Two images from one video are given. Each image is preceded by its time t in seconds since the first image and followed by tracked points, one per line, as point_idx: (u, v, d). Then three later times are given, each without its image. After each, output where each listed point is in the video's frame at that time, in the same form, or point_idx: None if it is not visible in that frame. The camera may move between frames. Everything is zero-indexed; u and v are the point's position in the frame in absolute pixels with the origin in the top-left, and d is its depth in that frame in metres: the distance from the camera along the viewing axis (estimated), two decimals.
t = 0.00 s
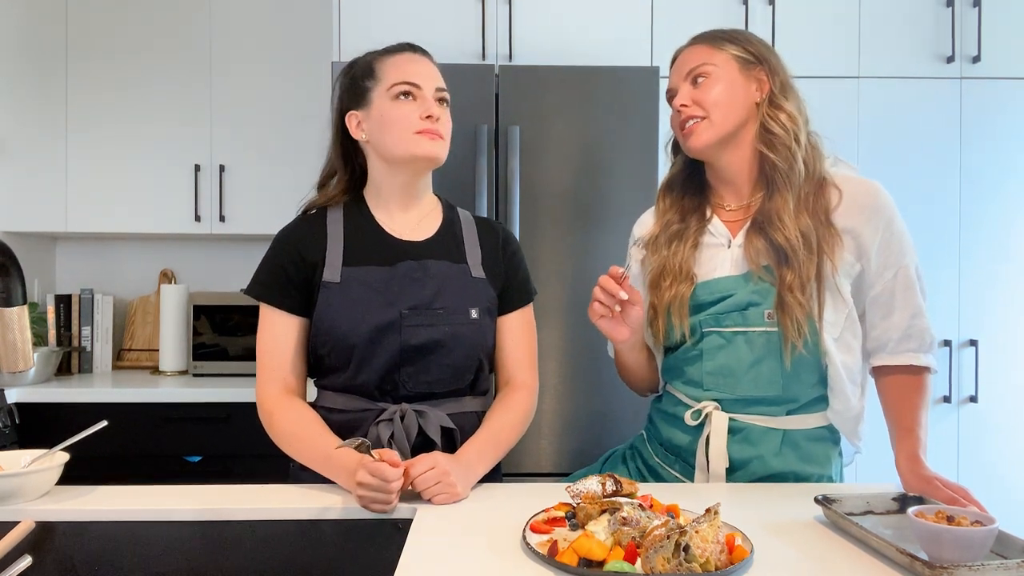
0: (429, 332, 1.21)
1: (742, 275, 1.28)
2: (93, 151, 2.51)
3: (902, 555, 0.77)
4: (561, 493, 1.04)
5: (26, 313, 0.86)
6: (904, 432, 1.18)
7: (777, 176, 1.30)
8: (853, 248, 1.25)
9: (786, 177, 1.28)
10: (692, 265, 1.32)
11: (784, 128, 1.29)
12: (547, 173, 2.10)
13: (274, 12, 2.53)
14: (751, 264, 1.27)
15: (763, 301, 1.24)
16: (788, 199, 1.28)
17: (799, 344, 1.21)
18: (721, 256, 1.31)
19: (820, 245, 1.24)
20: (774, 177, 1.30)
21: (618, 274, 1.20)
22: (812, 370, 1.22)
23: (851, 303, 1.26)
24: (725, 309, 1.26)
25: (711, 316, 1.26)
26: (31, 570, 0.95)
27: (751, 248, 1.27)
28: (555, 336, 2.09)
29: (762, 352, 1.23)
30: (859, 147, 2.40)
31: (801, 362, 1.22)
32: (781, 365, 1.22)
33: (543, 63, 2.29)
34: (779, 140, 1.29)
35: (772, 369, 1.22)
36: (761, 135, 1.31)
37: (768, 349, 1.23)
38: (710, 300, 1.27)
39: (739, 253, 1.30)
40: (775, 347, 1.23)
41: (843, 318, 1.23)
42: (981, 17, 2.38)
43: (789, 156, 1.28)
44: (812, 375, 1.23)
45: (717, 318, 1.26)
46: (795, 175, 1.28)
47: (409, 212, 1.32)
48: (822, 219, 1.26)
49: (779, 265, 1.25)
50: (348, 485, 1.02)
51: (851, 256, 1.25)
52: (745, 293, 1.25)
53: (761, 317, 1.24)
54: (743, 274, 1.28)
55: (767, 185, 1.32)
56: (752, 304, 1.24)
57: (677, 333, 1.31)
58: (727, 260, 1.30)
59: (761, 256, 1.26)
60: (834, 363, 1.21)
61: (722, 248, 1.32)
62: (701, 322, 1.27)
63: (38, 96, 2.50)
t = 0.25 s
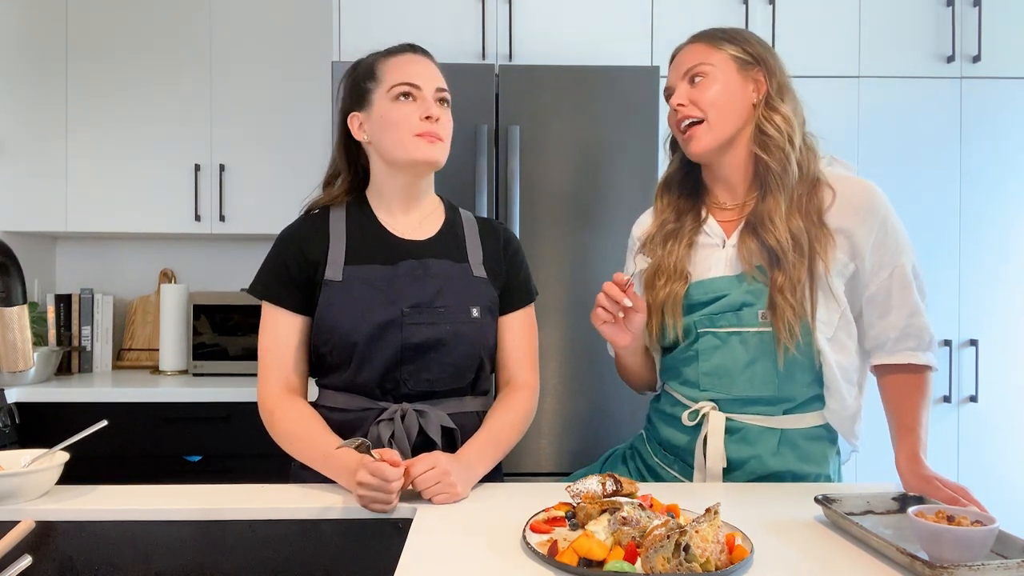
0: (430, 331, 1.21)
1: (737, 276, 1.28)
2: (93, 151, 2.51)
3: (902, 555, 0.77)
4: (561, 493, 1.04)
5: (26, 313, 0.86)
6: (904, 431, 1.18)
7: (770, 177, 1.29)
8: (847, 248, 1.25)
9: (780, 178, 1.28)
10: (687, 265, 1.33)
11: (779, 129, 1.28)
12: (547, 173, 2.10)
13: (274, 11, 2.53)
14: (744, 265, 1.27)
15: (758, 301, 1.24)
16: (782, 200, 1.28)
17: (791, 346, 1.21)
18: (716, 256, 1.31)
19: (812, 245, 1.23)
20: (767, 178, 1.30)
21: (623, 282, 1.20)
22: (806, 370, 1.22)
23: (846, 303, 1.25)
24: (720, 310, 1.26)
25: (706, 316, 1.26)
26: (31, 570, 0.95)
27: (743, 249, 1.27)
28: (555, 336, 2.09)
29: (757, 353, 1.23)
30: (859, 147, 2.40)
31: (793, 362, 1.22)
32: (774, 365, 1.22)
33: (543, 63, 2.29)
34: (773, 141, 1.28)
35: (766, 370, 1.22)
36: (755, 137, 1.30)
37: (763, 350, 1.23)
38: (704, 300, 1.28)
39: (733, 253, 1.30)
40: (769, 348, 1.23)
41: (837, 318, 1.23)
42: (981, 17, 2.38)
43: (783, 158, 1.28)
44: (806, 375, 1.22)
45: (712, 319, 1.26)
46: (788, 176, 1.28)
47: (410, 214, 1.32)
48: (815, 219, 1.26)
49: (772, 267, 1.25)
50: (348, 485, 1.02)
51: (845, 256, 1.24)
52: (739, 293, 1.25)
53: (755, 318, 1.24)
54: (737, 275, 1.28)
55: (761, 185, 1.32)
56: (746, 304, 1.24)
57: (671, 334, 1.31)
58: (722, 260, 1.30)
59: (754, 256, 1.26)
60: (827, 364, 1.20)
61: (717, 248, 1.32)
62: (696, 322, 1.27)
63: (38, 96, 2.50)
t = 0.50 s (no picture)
0: (428, 328, 1.21)
1: (734, 275, 1.28)
2: (93, 151, 2.51)
3: (902, 555, 0.77)
4: (561, 493, 1.04)
5: (26, 313, 0.86)
6: (903, 431, 1.18)
7: (770, 177, 1.29)
8: (845, 247, 1.24)
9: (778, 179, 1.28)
10: (685, 264, 1.33)
11: (778, 129, 1.28)
12: (547, 173, 2.10)
13: (274, 11, 2.53)
14: (742, 265, 1.28)
15: (755, 300, 1.24)
16: (781, 200, 1.28)
17: (789, 346, 1.21)
18: (714, 256, 1.31)
19: (810, 245, 1.24)
20: (767, 178, 1.30)
21: (629, 290, 1.21)
22: (803, 370, 1.22)
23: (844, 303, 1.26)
24: (717, 309, 1.26)
25: (703, 315, 1.26)
26: (31, 570, 0.95)
27: (741, 249, 1.27)
28: (555, 336, 2.09)
29: (754, 352, 1.23)
30: (859, 147, 2.40)
31: (790, 362, 1.22)
32: (770, 365, 1.22)
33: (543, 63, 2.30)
34: (773, 141, 1.29)
35: (763, 369, 1.22)
36: (755, 138, 1.31)
37: (760, 349, 1.23)
38: (701, 299, 1.28)
39: (732, 253, 1.30)
40: (765, 347, 1.23)
41: (835, 317, 1.23)
42: (981, 17, 2.38)
43: (783, 158, 1.28)
44: (802, 375, 1.22)
45: (710, 318, 1.26)
46: (787, 176, 1.28)
47: (408, 215, 1.32)
48: (813, 220, 1.26)
49: (770, 267, 1.25)
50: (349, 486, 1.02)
51: (843, 256, 1.24)
52: (736, 293, 1.25)
53: (752, 317, 1.24)
54: (735, 275, 1.28)
55: (760, 186, 1.32)
56: (743, 304, 1.25)
57: (668, 334, 1.32)
58: (720, 260, 1.30)
59: (753, 256, 1.26)
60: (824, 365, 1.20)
61: (716, 248, 1.32)
62: (693, 322, 1.27)
63: (38, 96, 2.50)
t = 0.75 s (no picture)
0: (427, 329, 1.21)
1: (733, 275, 1.28)
2: (94, 151, 2.52)
3: (902, 555, 0.77)
4: (561, 493, 1.04)
5: (26, 313, 0.86)
6: (903, 431, 1.18)
7: (767, 178, 1.29)
8: (843, 247, 1.24)
9: (775, 180, 1.28)
10: (683, 264, 1.33)
11: (774, 129, 1.29)
12: (547, 173, 2.10)
13: (274, 11, 2.53)
14: (740, 265, 1.28)
15: (753, 300, 1.24)
16: (778, 201, 1.28)
17: (787, 346, 1.21)
18: (713, 256, 1.31)
19: (808, 245, 1.24)
20: (764, 178, 1.30)
21: (628, 290, 1.21)
22: (801, 370, 1.22)
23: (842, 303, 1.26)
24: (715, 309, 1.26)
25: (702, 316, 1.26)
26: (31, 570, 0.95)
27: (739, 249, 1.27)
28: (555, 336, 2.09)
29: (752, 352, 1.23)
30: (859, 147, 2.40)
31: (789, 361, 1.22)
32: (768, 365, 1.22)
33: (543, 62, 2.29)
34: (770, 141, 1.29)
35: (760, 369, 1.22)
36: (752, 137, 1.31)
37: (759, 349, 1.23)
38: (699, 299, 1.28)
39: (730, 253, 1.30)
40: (762, 348, 1.23)
41: (833, 317, 1.23)
42: (981, 17, 2.38)
43: (780, 158, 1.28)
44: (801, 375, 1.22)
45: (708, 318, 1.26)
46: (784, 177, 1.28)
47: (407, 213, 1.32)
48: (811, 220, 1.25)
49: (767, 267, 1.25)
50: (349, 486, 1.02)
51: (841, 256, 1.24)
52: (734, 292, 1.25)
53: (751, 317, 1.24)
54: (733, 275, 1.28)
55: (757, 186, 1.32)
56: (742, 304, 1.24)
57: (666, 334, 1.32)
58: (718, 260, 1.30)
59: (750, 256, 1.26)
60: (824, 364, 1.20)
61: (714, 248, 1.32)
62: (692, 321, 1.27)
63: (38, 96, 2.50)
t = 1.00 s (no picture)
0: (426, 331, 1.21)
1: (731, 276, 1.28)
2: (93, 151, 2.52)
3: (902, 555, 0.77)
4: (561, 493, 1.04)
5: (26, 313, 0.86)
6: (903, 431, 1.18)
7: (765, 178, 1.30)
8: (842, 248, 1.24)
9: (773, 180, 1.28)
10: (682, 265, 1.33)
11: (772, 129, 1.29)
12: (547, 173, 2.10)
13: (274, 11, 2.53)
14: (738, 265, 1.28)
15: (751, 300, 1.24)
16: (777, 201, 1.28)
17: (785, 346, 1.21)
18: (711, 256, 1.31)
19: (806, 246, 1.24)
20: (762, 179, 1.30)
21: (624, 292, 1.22)
22: (800, 370, 1.22)
23: (842, 303, 1.26)
24: (714, 309, 1.26)
25: (700, 316, 1.26)
26: (31, 570, 0.95)
27: (738, 249, 1.28)
28: (555, 336, 2.09)
29: (750, 352, 1.23)
30: (859, 147, 2.40)
31: (787, 361, 1.22)
32: (766, 365, 1.22)
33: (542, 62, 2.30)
34: (768, 140, 1.28)
35: (759, 369, 1.22)
36: (750, 137, 1.31)
37: (758, 349, 1.23)
38: (697, 299, 1.28)
39: (728, 253, 1.30)
40: (761, 348, 1.23)
41: (831, 318, 1.23)
42: (981, 17, 2.38)
43: (777, 158, 1.28)
44: (801, 375, 1.22)
45: (706, 318, 1.26)
46: (783, 177, 1.28)
47: (404, 214, 1.32)
48: (809, 220, 1.25)
49: (766, 267, 1.25)
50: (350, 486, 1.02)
51: (840, 256, 1.24)
52: (733, 293, 1.25)
53: (749, 317, 1.24)
54: (731, 275, 1.28)
55: (755, 186, 1.32)
56: (741, 304, 1.24)
57: (666, 334, 1.32)
58: (717, 261, 1.30)
59: (749, 256, 1.27)
60: (822, 364, 1.20)
61: (712, 248, 1.32)
62: (690, 321, 1.27)
63: (38, 96, 2.50)
